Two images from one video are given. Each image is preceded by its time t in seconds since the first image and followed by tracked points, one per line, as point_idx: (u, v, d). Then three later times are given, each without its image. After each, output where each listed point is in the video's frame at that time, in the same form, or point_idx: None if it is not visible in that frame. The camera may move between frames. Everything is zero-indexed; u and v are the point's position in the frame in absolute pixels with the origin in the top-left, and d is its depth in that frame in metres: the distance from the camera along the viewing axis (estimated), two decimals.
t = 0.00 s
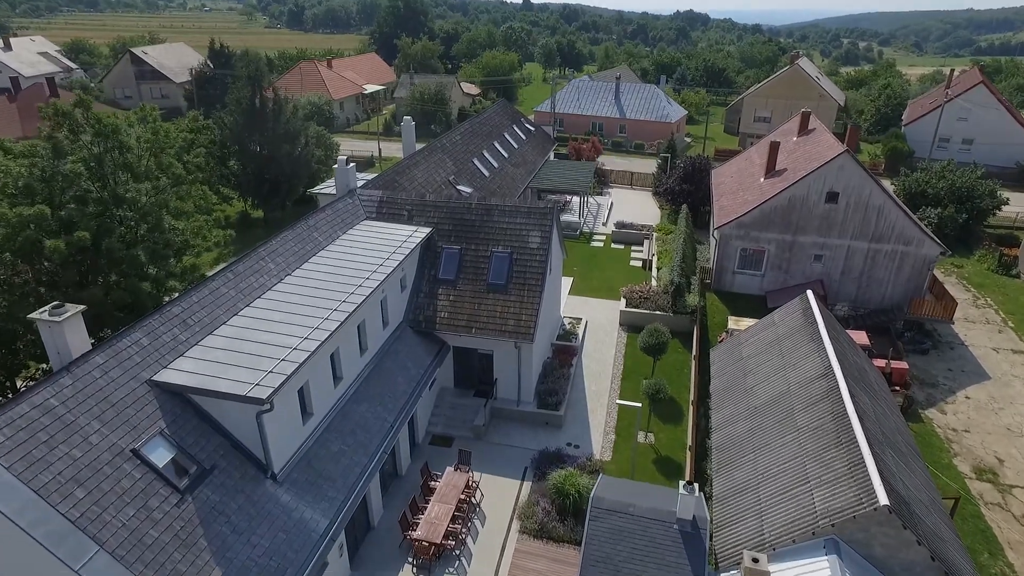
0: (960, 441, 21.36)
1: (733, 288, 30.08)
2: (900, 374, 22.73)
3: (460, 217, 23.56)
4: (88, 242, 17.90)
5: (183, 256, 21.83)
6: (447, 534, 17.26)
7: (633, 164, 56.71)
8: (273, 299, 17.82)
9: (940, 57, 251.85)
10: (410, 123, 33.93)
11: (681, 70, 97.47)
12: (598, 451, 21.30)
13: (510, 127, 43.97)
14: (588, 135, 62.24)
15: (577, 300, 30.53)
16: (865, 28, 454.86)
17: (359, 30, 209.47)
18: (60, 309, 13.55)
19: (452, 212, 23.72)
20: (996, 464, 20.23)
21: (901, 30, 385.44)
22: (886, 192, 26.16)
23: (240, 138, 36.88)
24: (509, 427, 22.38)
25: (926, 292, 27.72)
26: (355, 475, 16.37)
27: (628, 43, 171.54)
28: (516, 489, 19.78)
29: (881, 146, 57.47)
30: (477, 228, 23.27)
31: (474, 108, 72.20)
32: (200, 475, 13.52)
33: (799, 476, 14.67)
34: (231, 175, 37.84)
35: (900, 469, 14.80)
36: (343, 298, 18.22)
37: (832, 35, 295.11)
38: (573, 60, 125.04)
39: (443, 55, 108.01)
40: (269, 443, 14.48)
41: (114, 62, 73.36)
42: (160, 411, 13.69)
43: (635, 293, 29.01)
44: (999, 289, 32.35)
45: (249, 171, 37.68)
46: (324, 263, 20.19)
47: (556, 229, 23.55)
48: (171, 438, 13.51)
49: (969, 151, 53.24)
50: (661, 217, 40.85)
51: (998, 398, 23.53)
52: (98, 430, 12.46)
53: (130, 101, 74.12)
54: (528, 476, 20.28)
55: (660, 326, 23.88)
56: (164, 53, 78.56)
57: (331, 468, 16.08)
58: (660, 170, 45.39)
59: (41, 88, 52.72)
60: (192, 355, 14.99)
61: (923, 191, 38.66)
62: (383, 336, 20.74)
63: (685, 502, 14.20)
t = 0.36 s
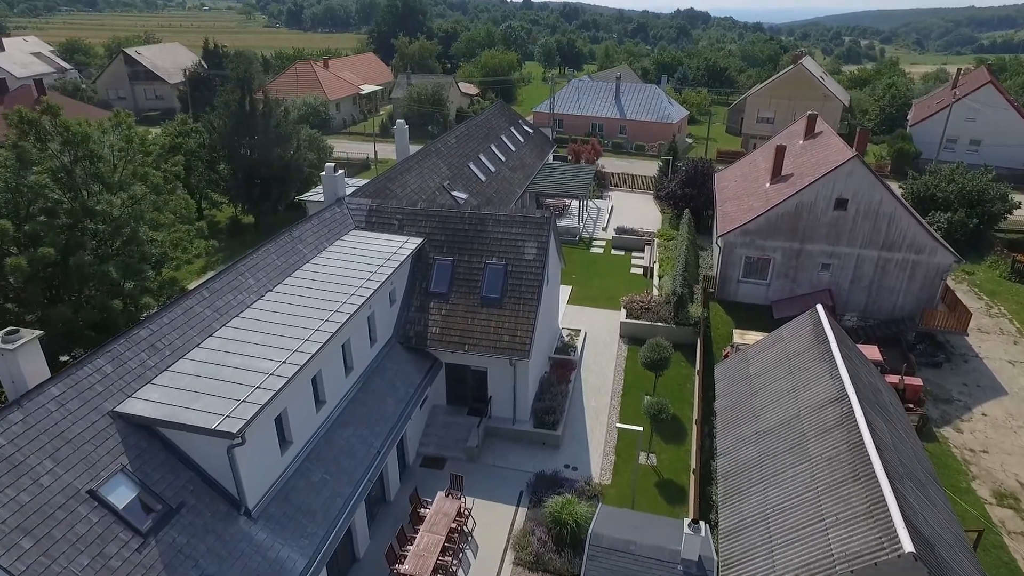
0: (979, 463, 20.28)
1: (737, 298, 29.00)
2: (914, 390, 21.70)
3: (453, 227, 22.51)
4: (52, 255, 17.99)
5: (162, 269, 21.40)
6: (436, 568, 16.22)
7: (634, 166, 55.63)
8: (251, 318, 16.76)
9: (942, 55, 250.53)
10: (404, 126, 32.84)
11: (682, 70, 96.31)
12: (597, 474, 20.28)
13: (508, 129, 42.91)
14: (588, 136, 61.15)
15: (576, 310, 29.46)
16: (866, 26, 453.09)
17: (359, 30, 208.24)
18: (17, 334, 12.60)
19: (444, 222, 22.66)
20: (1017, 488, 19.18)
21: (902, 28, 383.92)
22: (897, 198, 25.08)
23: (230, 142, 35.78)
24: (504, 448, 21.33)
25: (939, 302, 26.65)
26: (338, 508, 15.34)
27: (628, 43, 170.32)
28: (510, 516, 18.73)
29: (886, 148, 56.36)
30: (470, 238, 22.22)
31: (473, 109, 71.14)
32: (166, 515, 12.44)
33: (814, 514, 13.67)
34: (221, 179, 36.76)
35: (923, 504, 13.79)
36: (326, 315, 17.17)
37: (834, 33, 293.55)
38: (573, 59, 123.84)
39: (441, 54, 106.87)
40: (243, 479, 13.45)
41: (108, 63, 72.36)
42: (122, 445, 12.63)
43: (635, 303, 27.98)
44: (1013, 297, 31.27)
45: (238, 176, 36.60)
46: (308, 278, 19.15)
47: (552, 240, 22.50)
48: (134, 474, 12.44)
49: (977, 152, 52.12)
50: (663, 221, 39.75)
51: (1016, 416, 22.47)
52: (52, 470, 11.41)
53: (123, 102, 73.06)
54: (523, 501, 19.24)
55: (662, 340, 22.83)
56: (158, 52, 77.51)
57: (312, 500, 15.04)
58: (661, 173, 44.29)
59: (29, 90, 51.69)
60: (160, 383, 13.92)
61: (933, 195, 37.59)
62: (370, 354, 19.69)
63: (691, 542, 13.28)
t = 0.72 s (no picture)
0: (1000, 488, 19.18)
1: (741, 309, 27.87)
2: (928, 410, 20.60)
3: (443, 238, 21.40)
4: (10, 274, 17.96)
5: (132, 283, 21.51)
6: None
7: (634, 168, 54.49)
8: (225, 340, 15.65)
9: (943, 53, 249.38)
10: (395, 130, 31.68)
11: (683, 69, 95.10)
12: (595, 501, 19.20)
13: (504, 132, 41.82)
14: (587, 137, 60.02)
15: (573, 321, 28.37)
16: (867, 24, 451.51)
17: (357, 29, 206.88)
18: None
19: (434, 233, 21.55)
20: None
21: (903, 25, 382.53)
22: (909, 206, 23.98)
23: (217, 146, 34.63)
24: (497, 473, 20.24)
25: (952, 314, 25.54)
26: (316, 548, 14.24)
27: (628, 41, 169.03)
28: (503, 548, 17.63)
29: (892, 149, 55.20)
30: (461, 250, 21.12)
31: (470, 110, 70.02)
32: (122, 566, 11.26)
33: (829, 560, 12.62)
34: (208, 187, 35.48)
35: (948, 549, 12.73)
36: (305, 337, 16.06)
37: (834, 31, 292.34)
38: (573, 58, 122.55)
39: (439, 54, 105.71)
40: (208, 522, 12.33)
41: (99, 63, 71.21)
42: (74, 488, 11.51)
43: (635, 315, 26.93)
44: None
45: (226, 181, 35.41)
46: (288, 295, 18.03)
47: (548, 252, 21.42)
48: (86, 521, 11.26)
49: (984, 154, 50.95)
50: (663, 227, 38.63)
51: None
52: None
53: (115, 103, 71.91)
54: (518, 531, 18.15)
55: (664, 357, 21.70)
56: (151, 52, 76.34)
57: (288, 541, 13.93)
58: (662, 176, 43.15)
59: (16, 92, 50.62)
60: (119, 417, 12.77)
61: (942, 200, 36.45)
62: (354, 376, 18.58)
63: None
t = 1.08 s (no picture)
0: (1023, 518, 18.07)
1: (746, 321, 26.74)
2: (946, 433, 19.47)
3: (432, 252, 20.27)
4: None
5: (102, 301, 20.67)
6: None
7: (633, 171, 53.34)
8: (194, 368, 14.50)
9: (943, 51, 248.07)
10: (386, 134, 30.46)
11: (683, 68, 93.87)
12: (593, 532, 18.09)
13: (500, 135, 40.65)
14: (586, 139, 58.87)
15: (571, 335, 27.26)
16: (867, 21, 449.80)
17: (355, 27, 205.57)
18: None
19: (423, 247, 20.43)
20: None
21: (903, 23, 380.88)
22: (922, 215, 22.85)
23: (203, 151, 33.45)
24: (490, 501, 19.11)
25: (967, 328, 24.43)
26: None
27: (627, 39, 167.65)
28: None
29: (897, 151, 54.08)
30: (452, 265, 20.00)
31: (467, 111, 68.82)
32: None
33: None
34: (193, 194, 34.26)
35: None
36: (280, 364, 14.92)
37: (835, 28, 291.00)
38: (571, 57, 121.26)
39: (436, 53, 104.50)
40: None
41: (90, 64, 69.98)
42: (14, 544, 10.36)
43: (635, 328, 25.86)
44: None
45: (212, 187, 34.22)
46: (266, 316, 16.88)
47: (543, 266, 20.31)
48: None
49: (992, 155, 49.79)
50: (664, 233, 37.48)
51: None
52: None
53: (105, 105, 70.70)
54: (511, 567, 17.04)
55: (665, 377, 20.57)
56: (143, 53, 75.09)
57: None
58: (663, 180, 41.99)
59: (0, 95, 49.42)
60: (69, 460, 11.61)
61: (952, 205, 35.34)
62: (336, 401, 17.45)
63: None
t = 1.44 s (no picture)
0: None
1: (752, 336, 25.58)
2: (965, 460, 18.33)
3: (421, 268, 19.11)
4: None
5: (67, 322, 19.42)
6: None
7: (633, 174, 52.18)
8: (156, 402, 13.33)
9: (944, 48, 246.82)
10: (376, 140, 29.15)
11: (683, 67, 92.62)
12: (591, 569, 16.95)
13: (496, 139, 39.47)
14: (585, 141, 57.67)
15: (569, 350, 26.12)
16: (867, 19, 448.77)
17: (353, 27, 204.26)
18: None
19: (411, 262, 19.25)
20: None
21: (903, 21, 379.68)
22: (938, 226, 21.69)
23: (187, 156, 32.27)
24: (482, 534, 17.98)
25: (984, 343, 23.27)
26: None
27: (627, 38, 166.39)
28: None
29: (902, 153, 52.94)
30: (441, 282, 18.84)
31: (464, 112, 67.59)
32: None
33: None
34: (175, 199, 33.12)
35: None
36: (251, 395, 13.75)
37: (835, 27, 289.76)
38: (570, 57, 120.03)
39: (434, 53, 103.22)
40: None
41: (80, 65, 68.77)
42: None
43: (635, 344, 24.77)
44: None
45: (197, 193, 33.04)
46: (239, 340, 15.72)
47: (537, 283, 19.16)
48: None
49: (1000, 157, 48.59)
50: (665, 239, 36.30)
51: None
52: None
53: (97, 107, 69.54)
54: None
55: (668, 400, 19.43)
56: (135, 53, 73.90)
57: None
58: (663, 184, 40.82)
59: None
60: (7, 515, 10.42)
61: (962, 210, 34.19)
62: (315, 432, 16.30)
63: None
